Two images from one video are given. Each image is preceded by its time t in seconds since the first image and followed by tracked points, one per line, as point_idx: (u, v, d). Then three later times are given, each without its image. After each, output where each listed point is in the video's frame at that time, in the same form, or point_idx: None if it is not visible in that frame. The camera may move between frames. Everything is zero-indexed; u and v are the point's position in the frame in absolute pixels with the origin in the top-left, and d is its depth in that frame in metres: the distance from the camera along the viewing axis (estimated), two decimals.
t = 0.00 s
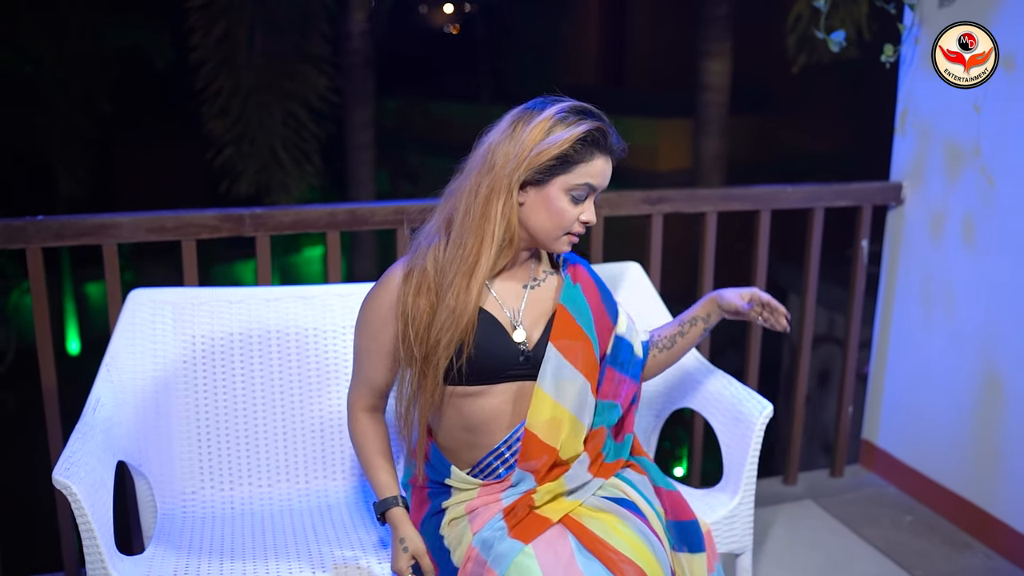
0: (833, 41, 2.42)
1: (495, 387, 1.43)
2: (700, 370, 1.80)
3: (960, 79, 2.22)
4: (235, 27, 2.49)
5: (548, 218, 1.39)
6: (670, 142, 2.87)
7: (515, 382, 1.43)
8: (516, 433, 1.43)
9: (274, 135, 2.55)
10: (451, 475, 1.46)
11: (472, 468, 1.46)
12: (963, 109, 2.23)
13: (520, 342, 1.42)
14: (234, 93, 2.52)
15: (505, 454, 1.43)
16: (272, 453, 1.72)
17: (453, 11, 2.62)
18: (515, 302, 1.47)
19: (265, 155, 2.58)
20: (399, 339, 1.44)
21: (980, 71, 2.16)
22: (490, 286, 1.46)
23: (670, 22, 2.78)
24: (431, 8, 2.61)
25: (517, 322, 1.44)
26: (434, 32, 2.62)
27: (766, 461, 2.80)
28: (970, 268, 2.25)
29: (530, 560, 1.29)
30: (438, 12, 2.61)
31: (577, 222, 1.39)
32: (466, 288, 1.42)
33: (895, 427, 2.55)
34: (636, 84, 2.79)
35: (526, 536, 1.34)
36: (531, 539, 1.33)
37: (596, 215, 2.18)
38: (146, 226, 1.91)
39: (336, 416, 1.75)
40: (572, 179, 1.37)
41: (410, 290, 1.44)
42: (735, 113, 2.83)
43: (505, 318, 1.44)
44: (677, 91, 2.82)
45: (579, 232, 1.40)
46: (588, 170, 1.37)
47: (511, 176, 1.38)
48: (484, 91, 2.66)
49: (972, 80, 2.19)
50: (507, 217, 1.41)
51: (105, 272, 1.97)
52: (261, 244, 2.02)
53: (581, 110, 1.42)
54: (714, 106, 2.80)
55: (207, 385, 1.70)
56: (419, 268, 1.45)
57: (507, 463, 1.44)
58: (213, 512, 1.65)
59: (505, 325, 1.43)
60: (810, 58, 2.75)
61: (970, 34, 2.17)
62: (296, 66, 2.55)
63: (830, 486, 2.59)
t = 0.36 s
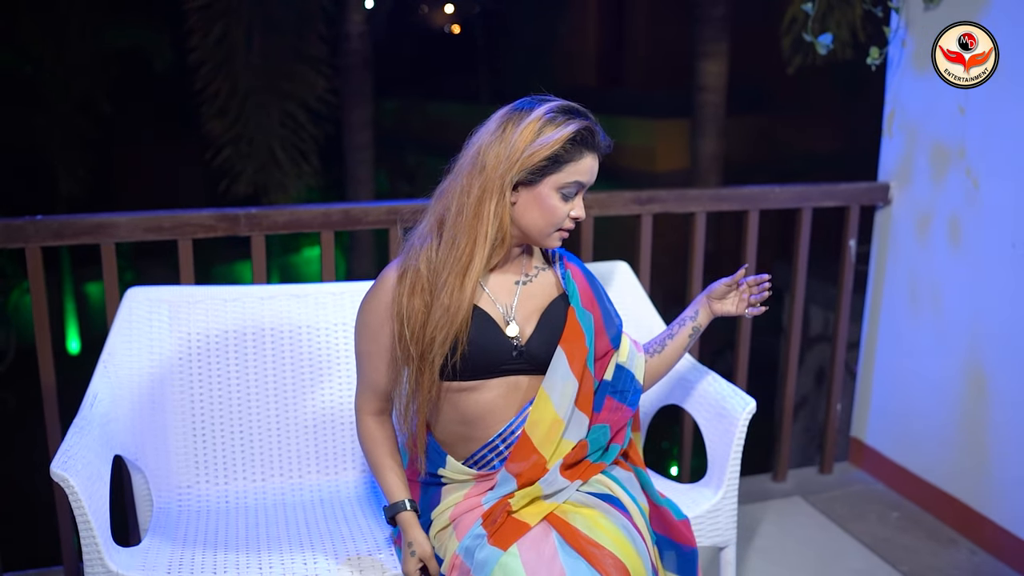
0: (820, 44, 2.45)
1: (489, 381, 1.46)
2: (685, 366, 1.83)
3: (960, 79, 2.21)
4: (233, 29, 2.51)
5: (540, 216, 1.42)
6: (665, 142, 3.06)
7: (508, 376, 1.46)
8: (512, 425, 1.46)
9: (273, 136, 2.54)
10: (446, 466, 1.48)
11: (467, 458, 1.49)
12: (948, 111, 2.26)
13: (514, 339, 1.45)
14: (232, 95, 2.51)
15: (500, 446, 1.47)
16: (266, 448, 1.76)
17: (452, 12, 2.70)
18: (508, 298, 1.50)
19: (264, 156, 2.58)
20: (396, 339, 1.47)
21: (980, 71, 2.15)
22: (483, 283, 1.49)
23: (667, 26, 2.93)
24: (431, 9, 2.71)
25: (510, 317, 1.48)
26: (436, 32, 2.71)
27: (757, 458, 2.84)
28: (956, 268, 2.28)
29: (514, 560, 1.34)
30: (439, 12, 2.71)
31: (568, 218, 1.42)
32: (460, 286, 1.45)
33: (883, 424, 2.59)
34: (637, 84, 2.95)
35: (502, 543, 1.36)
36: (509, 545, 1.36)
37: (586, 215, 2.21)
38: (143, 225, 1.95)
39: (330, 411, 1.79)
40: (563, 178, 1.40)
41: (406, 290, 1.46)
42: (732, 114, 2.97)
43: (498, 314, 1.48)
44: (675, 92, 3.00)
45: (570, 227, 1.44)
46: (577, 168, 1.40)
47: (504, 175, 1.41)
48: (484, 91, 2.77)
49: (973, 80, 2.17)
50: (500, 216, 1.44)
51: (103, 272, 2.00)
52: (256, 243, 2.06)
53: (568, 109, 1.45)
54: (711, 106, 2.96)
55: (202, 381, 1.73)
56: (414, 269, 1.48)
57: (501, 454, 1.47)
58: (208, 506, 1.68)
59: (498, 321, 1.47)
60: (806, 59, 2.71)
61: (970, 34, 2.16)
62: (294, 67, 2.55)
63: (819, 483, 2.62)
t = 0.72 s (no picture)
0: (806, 45, 2.49)
1: (482, 371, 1.49)
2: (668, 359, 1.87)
3: (960, 79, 2.19)
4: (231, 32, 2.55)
5: (528, 210, 1.46)
6: (663, 143, 3.07)
7: (501, 367, 1.50)
8: (505, 414, 1.49)
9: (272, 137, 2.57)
10: (441, 454, 1.52)
11: (460, 448, 1.52)
12: (931, 109, 2.30)
13: (505, 329, 1.49)
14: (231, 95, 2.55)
15: (493, 436, 1.50)
16: (260, 441, 1.80)
17: (453, 12, 2.81)
18: (499, 291, 1.53)
19: (263, 157, 2.60)
20: (392, 334, 1.50)
21: (980, 71, 2.13)
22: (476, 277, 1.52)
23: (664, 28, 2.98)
24: (431, 9, 2.81)
25: (502, 309, 1.51)
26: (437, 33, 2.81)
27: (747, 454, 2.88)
28: (941, 264, 2.32)
29: (506, 557, 1.35)
30: (439, 13, 2.81)
31: (556, 211, 1.46)
32: (452, 282, 1.49)
33: (870, 420, 2.63)
34: (633, 85, 3.01)
35: (488, 549, 1.37)
36: (496, 551, 1.36)
37: (575, 213, 2.25)
38: (140, 224, 1.99)
39: (323, 405, 1.83)
40: (549, 172, 1.43)
41: (401, 286, 1.51)
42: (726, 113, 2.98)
43: (491, 307, 1.51)
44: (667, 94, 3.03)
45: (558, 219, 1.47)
46: (562, 162, 1.44)
47: (491, 172, 1.45)
48: (482, 92, 2.88)
49: (972, 80, 2.16)
50: (490, 212, 1.48)
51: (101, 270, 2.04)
52: (251, 241, 2.10)
53: (552, 105, 1.49)
54: (706, 106, 2.95)
55: (198, 375, 1.78)
56: (408, 266, 1.52)
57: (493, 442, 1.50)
58: (204, 497, 1.72)
59: (491, 314, 1.50)
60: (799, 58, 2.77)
61: (970, 34, 2.15)
62: (292, 68, 2.58)
63: (807, 477, 2.66)
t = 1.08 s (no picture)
0: (796, 44, 2.52)
1: (477, 363, 1.52)
2: (659, 353, 1.91)
3: (960, 79, 2.19)
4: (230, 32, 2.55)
5: (513, 200, 1.48)
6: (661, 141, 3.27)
7: (496, 358, 1.52)
8: (500, 406, 1.51)
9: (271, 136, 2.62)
10: (437, 443, 1.53)
11: (456, 438, 1.54)
12: (921, 108, 2.33)
13: (496, 320, 1.51)
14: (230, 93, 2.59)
15: (488, 427, 1.51)
16: (257, 433, 1.83)
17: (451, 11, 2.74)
18: (494, 284, 1.55)
19: (261, 155, 2.65)
20: (388, 327, 1.54)
21: (980, 71, 2.13)
22: (470, 270, 1.55)
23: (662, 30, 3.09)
24: (431, 9, 2.77)
25: (496, 303, 1.53)
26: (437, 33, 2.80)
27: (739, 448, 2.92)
28: (929, 260, 2.35)
29: (504, 552, 1.35)
30: (438, 12, 2.76)
31: (541, 199, 1.48)
32: (444, 274, 1.51)
33: (860, 415, 2.66)
34: (636, 84, 3.13)
35: (482, 550, 1.37)
36: (491, 549, 1.36)
37: (568, 210, 2.29)
38: (139, 220, 2.02)
39: (318, 398, 1.86)
40: (530, 160, 1.46)
41: (395, 280, 1.54)
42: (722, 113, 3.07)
43: (485, 302, 1.53)
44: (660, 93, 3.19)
45: (546, 207, 1.49)
46: (541, 150, 1.46)
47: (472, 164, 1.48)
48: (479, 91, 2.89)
49: (973, 81, 2.15)
50: (476, 203, 1.51)
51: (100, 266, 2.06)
52: (248, 238, 2.13)
53: (530, 95, 1.51)
54: (704, 105, 3.01)
55: (196, 368, 1.81)
56: (402, 261, 1.55)
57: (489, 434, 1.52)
58: (201, 488, 1.75)
59: (485, 309, 1.52)
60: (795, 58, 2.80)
61: (970, 34, 2.13)
62: (290, 68, 2.62)
63: (798, 472, 2.69)
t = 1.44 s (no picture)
0: (791, 44, 2.56)
1: (475, 355, 1.53)
2: (653, 350, 1.93)
3: (960, 79, 2.19)
4: (230, 31, 2.77)
5: (487, 193, 1.49)
6: (658, 141, 3.34)
7: (494, 351, 1.53)
8: (497, 399, 1.51)
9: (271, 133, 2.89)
10: (435, 432, 1.55)
11: (454, 428, 1.55)
12: (914, 107, 2.35)
13: (495, 317, 1.52)
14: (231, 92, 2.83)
15: (484, 419, 1.52)
16: (256, 427, 1.86)
17: (453, 11, 2.72)
18: (493, 279, 1.56)
19: (262, 155, 2.91)
20: (387, 320, 1.57)
21: (980, 71, 2.12)
22: (468, 263, 1.57)
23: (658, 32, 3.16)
24: (432, 9, 2.77)
25: (494, 297, 1.54)
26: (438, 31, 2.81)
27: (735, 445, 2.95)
28: (921, 258, 2.37)
29: (499, 544, 1.37)
30: (440, 12, 2.75)
31: (516, 191, 1.47)
32: (437, 268, 1.54)
33: (854, 413, 2.69)
34: (633, 81, 3.16)
35: (476, 543, 1.39)
36: (485, 544, 1.38)
37: (565, 209, 2.31)
38: (141, 218, 2.05)
39: (317, 393, 1.89)
40: (493, 153, 1.46)
41: (393, 274, 1.58)
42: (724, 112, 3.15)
43: (485, 297, 1.54)
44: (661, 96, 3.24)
45: (524, 200, 1.48)
46: (504, 142, 1.46)
47: (444, 161, 1.52)
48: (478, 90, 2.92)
49: (973, 81, 2.15)
50: (456, 198, 1.55)
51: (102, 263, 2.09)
52: (249, 236, 2.15)
53: (503, 87, 1.52)
54: (701, 105, 3.19)
55: (196, 363, 1.84)
56: (399, 255, 1.59)
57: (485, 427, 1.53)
58: (202, 481, 1.78)
59: (483, 303, 1.53)
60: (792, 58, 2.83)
61: (970, 34, 2.14)
62: (289, 68, 2.88)
63: (794, 468, 2.72)
